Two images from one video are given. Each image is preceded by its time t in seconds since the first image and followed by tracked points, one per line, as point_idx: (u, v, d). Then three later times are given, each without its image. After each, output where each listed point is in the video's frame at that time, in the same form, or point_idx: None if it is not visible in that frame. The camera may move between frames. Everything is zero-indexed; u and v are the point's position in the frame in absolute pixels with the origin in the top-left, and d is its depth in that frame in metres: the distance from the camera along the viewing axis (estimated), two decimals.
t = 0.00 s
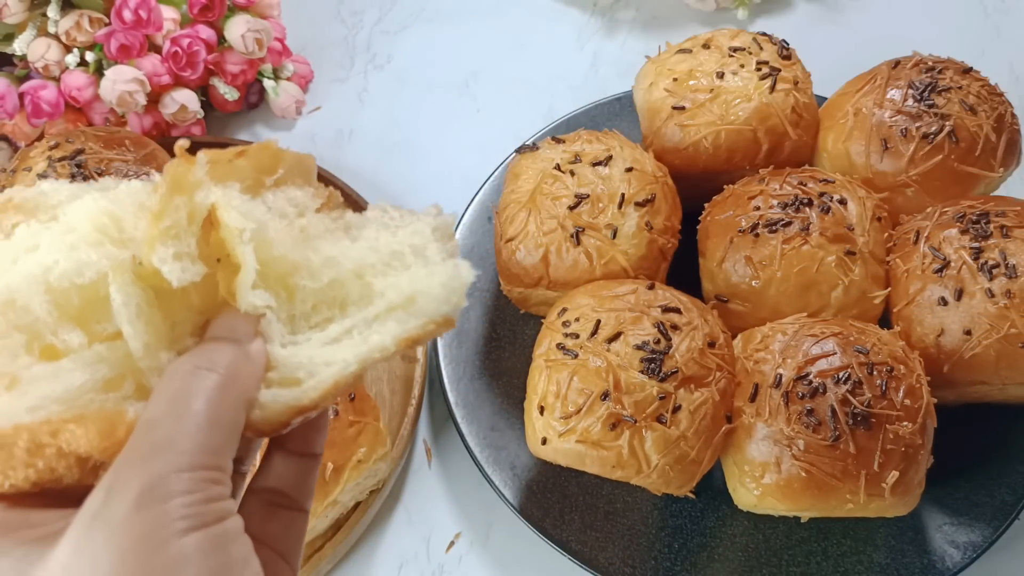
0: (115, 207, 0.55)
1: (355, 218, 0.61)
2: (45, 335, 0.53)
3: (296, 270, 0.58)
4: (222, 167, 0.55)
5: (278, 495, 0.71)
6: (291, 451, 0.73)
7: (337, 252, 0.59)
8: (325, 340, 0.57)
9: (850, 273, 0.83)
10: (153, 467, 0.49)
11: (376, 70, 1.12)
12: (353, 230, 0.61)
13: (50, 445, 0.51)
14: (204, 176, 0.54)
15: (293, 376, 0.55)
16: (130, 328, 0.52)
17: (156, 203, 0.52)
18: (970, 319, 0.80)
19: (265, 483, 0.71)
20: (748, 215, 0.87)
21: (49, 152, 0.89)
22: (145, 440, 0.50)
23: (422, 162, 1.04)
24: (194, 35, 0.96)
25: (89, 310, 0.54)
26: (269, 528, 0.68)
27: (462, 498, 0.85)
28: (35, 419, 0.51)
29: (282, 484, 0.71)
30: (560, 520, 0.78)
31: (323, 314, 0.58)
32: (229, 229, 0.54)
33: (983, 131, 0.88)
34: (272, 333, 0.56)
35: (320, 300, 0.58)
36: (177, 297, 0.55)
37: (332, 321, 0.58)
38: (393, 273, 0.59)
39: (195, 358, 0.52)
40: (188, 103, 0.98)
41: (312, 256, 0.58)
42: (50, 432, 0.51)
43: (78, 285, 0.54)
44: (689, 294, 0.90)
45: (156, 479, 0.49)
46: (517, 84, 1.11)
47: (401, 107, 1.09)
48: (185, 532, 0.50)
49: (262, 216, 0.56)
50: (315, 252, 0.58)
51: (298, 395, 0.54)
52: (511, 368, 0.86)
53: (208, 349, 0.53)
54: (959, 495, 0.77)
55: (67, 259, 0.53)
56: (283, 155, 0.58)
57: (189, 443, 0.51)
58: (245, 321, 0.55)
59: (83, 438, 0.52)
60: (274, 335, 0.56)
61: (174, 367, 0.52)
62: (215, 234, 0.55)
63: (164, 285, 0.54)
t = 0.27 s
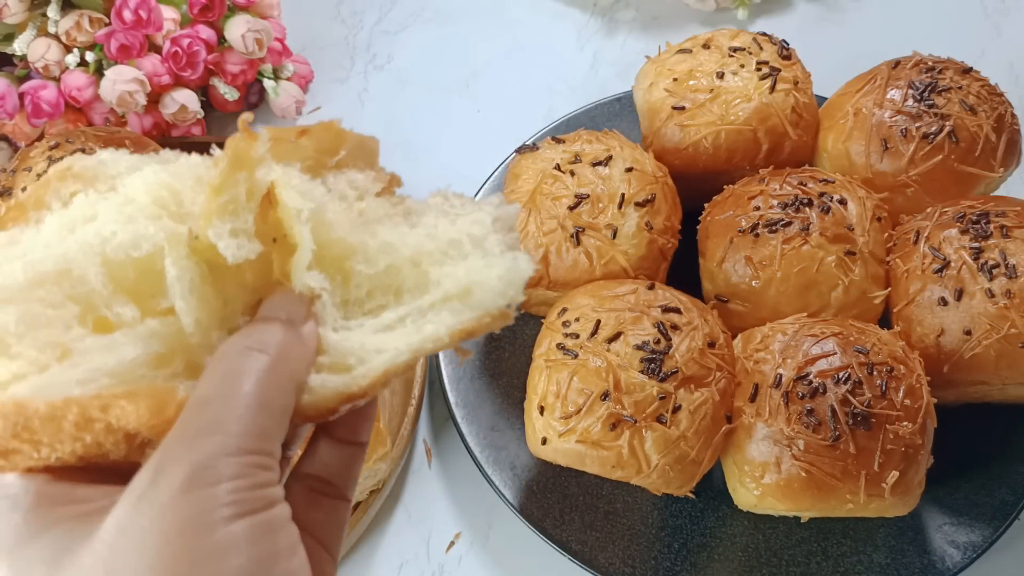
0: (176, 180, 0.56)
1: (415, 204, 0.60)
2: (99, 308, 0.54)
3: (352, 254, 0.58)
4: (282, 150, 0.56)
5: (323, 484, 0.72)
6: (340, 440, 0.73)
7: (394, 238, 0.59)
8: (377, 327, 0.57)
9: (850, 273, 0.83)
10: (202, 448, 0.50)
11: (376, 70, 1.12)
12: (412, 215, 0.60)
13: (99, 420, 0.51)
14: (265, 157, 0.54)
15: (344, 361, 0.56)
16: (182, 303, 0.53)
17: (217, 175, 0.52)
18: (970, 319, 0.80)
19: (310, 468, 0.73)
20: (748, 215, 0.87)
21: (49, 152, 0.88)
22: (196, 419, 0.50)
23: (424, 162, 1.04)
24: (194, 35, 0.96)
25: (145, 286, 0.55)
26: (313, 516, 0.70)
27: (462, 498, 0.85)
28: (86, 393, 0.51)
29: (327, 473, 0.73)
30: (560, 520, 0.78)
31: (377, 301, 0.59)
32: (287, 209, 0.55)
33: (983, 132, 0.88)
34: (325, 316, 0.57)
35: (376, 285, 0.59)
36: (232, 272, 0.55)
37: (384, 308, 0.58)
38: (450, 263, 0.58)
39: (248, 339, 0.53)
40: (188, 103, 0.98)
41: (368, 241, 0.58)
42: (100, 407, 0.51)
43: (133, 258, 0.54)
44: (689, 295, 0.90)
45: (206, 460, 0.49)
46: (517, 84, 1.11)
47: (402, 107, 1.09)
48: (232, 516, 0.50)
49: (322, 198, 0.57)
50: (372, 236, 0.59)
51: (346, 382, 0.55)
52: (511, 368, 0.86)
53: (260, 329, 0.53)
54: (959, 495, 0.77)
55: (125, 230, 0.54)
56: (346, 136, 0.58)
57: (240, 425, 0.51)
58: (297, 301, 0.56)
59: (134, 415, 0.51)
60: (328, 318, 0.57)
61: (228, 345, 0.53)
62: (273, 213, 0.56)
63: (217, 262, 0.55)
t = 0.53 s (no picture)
0: (208, 163, 0.54)
1: (454, 204, 0.60)
2: (122, 287, 0.54)
3: (386, 250, 0.57)
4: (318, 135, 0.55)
5: (339, 491, 0.73)
6: (358, 448, 0.75)
7: (432, 235, 0.58)
8: (412, 327, 0.57)
9: (850, 273, 0.83)
10: (230, 439, 0.49)
11: (376, 70, 1.12)
12: (450, 215, 0.60)
13: (120, 404, 0.50)
14: (303, 148, 0.54)
15: (375, 360, 0.56)
16: (211, 288, 0.52)
17: (252, 158, 0.52)
18: (971, 319, 0.80)
19: (328, 478, 0.74)
20: (748, 215, 0.87)
21: (49, 152, 0.89)
22: (225, 408, 0.49)
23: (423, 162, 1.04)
24: (194, 35, 0.96)
25: (171, 270, 0.54)
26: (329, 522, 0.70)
27: (462, 498, 0.85)
28: (110, 372, 0.51)
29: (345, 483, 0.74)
30: (560, 520, 0.78)
31: (411, 300, 0.58)
32: (325, 198, 0.55)
33: (983, 131, 0.88)
34: (356, 313, 0.57)
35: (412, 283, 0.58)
36: (255, 260, 0.55)
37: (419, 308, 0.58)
38: (490, 264, 0.59)
39: (277, 330, 0.52)
40: (189, 103, 0.98)
41: (407, 237, 0.58)
42: (123, 390, 0.50)
43: (161, 239, 0.53)
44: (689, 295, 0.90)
45: (233, 452, 0.49)
46: (517, 84, 1.11)
47: (402, 107, 1.09)
48: (258, 513, 0.50)
49: (362, 193, 0.56)
50: (409, 233, 0.58)
51: (380, 382, 0.55)
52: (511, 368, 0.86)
53: (290, 320, 0.53)
54: (959, 495, 0.77)
55: (154, 209, 0.53)
56: (384, 132, 0.58)
57: (268, 418, 0.50)
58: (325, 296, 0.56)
59: (156, 399, 0.51)
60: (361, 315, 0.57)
61: (259, 334, 0.52)
62: (308, 202, 0.55)
63: (246, 246, 0.54)
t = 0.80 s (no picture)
0: (190, 143, 0.50)
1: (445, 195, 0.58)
2: (96, 270, 0.49)
3: (377, 234, 0.55)
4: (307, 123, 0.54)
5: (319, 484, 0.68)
6: (343, 434, 0.71)
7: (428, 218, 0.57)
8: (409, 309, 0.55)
9: (850, 273, 0.83)
10: (198, 436, 0.44)
11: (376, 70, 1.12)
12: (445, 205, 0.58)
13: (88, 391, 0.47)
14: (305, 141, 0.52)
15: (373, 342, 0.54)
16: (192, 271, 0.48)
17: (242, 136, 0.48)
18: (971, 319, 0.80)
19: (308, 469, 0.69)
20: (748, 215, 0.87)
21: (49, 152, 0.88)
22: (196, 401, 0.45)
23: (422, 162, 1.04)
24: (194, 35, 0.97)
25: (147, 252, 0.49)
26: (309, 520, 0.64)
27: (463, 499, 0.85)
28: (80, 358, 0.47)
29: (331, 476, 0.69)
30: (559, 520, 0.78)
31: (406, 283, 0.56)
32: (322, 178, 0.52)
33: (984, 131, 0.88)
34: (347, 298, 0.54)
35: (406, 266, 0.56)
36: (240, 241, 0.51)
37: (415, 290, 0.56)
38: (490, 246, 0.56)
39: (257, 320, 0.48)
40: (189, 102, 0.97)
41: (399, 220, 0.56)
42: (91, 376, 0.47)
43: (139, 220, 0.49)
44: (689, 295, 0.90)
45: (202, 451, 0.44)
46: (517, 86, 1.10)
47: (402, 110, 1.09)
48: (223, 517, 0.44)
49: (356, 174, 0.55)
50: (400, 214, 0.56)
51: (379, 361, 0.54)
52: (511, 369, 0.87)
53: (272, 309, 0.49)
54: (959, 495, 0.77)
55: (132, 188, 0.48)
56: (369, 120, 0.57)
57: (243, 414, 0.46)
58: (314, 281, 0.52)
59: (126, 386, 0.47)
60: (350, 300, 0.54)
61: (239, 321, 0.48)
62: (297, 183, 0.53)
63: (232, 229, 0.50)
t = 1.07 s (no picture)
0: (244, 163, 0.54)
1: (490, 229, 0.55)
2: (153, 282, 0.51)
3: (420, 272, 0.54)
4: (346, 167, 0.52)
5: (349, 511, 0.72)
6: (373, 467, 0.75)
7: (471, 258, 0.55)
8: (450, 354, 0.55)
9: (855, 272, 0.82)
10: (255, 470, 0.46)
11: (374, 67, 1.10)
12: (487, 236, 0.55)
13: (144, 401, 0.48)
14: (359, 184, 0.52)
15: (417, 390, 0.56)
16: (264, 298, 0.47)
17: (318, 167, 0.48)
18: (977, 320, 0.79)
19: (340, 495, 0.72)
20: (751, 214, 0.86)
21: (44, 150, 0.88)
22: (253, 435, 0.46)
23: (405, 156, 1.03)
24: (189, 32, 0.96)
25: (199, 267, 0.52)
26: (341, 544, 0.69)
27: (462, 502, 0.84)
28: (137, 368, 0.48)
29: (358, 499, 0.73)
30: (560, 524, 0.77)
31: (446, 324, 0.56)
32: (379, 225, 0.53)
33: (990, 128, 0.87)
34: (395, 341, 0.54)
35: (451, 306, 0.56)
36: (303, 270, 0.50)
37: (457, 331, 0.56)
38: (530, 292, 0.56)
39: (311, 354, 0.49)
40: (183, 101, 0.96)
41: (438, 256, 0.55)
42: (150, 386, 0.47)
43: (195, 236, 0.51)
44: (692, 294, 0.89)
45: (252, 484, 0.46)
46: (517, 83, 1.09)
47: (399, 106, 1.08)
48: (279, 550, 0.46)
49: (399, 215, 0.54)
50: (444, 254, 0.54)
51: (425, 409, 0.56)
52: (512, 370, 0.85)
53: (322, 344, 0.49)
54: (965, 497, 0.76)
55: (192, 206, 0.51)
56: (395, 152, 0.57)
57: (295, 448, 0.47)
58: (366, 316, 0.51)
59: (181, 400, 0.48)
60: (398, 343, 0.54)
61: (292, 358, 0.49)
62: (351, 221, 0.53)
63: (300, 256, 0.49)
